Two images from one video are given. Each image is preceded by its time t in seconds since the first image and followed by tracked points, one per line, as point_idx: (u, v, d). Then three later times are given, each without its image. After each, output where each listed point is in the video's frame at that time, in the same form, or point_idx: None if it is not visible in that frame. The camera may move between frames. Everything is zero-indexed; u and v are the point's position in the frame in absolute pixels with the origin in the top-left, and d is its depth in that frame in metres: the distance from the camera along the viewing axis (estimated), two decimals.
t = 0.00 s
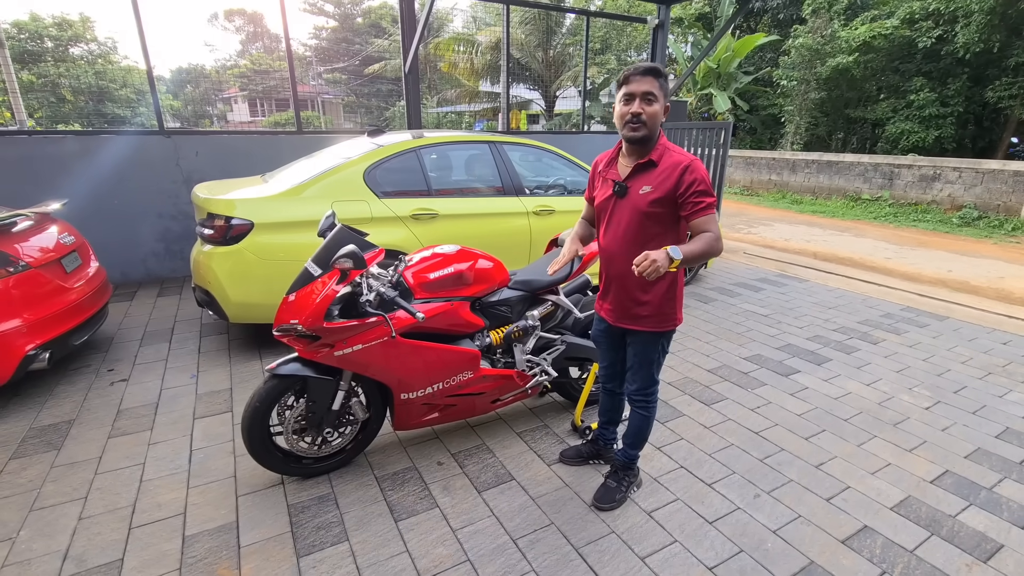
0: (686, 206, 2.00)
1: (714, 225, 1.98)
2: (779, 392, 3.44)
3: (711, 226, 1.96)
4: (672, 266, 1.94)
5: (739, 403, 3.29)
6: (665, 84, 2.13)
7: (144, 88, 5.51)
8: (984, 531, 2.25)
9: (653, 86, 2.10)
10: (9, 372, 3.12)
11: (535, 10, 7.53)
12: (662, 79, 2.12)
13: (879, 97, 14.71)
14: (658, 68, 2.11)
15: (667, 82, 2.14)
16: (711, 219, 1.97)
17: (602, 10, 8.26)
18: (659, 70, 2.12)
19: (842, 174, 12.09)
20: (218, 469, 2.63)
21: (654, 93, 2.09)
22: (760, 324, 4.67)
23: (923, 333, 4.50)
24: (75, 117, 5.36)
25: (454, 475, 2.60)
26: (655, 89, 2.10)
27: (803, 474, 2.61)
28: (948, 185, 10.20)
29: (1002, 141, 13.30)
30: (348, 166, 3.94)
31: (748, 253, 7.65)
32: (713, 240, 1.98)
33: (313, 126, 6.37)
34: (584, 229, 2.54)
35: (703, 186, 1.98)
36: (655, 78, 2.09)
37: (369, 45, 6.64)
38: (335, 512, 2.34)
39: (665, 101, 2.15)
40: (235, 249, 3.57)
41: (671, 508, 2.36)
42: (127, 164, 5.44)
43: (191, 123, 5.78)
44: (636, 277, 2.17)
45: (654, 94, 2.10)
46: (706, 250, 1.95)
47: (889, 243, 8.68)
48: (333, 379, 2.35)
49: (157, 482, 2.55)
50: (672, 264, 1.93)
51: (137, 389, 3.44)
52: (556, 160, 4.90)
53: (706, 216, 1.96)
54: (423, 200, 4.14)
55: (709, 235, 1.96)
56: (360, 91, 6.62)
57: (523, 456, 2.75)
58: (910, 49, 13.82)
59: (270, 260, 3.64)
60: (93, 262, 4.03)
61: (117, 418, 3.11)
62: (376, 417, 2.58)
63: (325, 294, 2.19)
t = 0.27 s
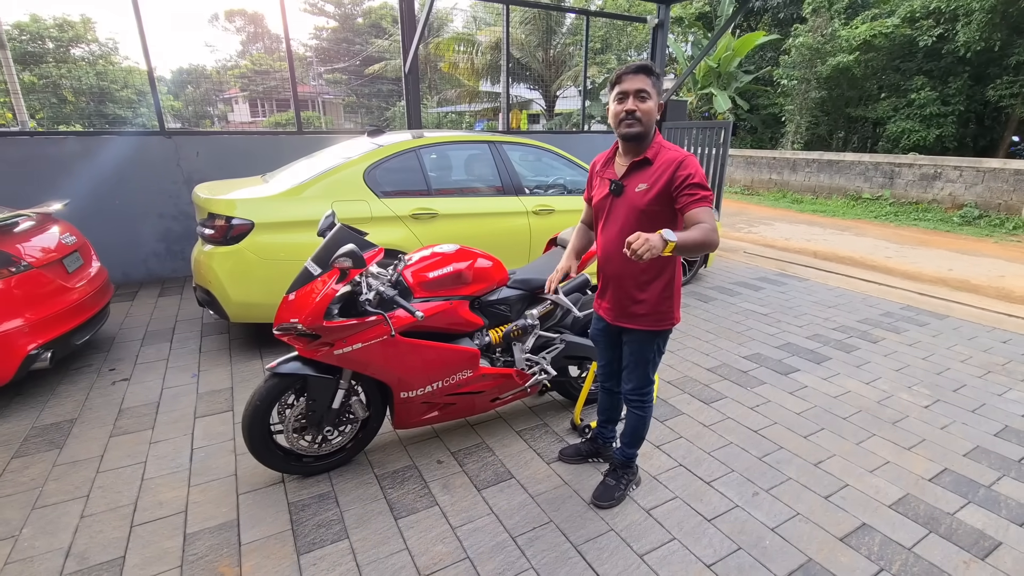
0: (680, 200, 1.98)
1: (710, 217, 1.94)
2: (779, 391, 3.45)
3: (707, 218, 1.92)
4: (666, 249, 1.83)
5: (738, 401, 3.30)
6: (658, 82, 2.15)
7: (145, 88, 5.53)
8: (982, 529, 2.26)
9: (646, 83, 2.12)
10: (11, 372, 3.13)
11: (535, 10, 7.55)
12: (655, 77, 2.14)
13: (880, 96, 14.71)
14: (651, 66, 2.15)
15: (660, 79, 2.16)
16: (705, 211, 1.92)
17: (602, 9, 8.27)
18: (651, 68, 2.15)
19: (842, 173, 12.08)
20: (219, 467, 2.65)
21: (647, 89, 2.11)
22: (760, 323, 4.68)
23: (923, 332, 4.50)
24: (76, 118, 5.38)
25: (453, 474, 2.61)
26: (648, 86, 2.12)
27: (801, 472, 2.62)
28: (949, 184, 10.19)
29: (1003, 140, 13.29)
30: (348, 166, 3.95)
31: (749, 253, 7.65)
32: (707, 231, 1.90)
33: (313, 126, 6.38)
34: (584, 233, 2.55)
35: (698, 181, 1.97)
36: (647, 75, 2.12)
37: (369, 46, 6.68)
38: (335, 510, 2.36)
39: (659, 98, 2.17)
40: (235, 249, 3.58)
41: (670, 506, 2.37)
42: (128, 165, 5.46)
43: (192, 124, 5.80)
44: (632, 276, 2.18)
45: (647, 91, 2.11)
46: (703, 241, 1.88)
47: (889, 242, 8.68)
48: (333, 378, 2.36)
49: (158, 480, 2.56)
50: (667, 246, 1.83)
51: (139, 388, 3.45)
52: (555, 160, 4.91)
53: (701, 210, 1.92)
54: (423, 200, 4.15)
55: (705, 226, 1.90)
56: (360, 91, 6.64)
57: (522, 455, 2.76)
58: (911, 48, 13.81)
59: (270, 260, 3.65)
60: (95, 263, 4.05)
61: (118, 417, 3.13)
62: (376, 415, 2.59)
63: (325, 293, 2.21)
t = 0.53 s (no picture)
0: (673, 201, 1.97)
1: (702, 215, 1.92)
2: (781, 390, 3.44)
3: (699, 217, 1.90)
4: (649, 210, 1.76)
5: (740, 400, 3.29)
6: (648, 79, 2.14)
7: (147, 89, 5.55)
8: (985, 528, 2.26)
9: (636, 83, 2.10)
10: (15, 372, 3.14)
11: (537, 9, 7.54)
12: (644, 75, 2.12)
13: (882, 95, 14.67)
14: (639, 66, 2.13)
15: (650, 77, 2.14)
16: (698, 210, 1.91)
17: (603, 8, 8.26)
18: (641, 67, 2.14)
19: (844, 172, 12.04)
20: (221, 467, 2.66)
21: (638, 89, 2.09)
22: (762, 322, 4.67)
23: (925, 331, 4.50)
24: (78, 119, 5.39)
25: (455, 473, 2.62)
26: (638, 85, 2.10)
27: (803, 471, 2.62)
28: (952, 182, 10.16)
29: (1006, 138, 13.24)
30: (350, 165, 3.96)
31: (750, 252, 7.64)
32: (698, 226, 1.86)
33: (314, 126, 6.39)
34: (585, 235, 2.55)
35: (691, 180, 1.96)
36: (635, 75, 2.10)
37: (370, 46, 6.64)
38: (337, 510, 2.36)
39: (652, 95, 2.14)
40: (237, 249, 3.59)
41: (671, 505, 2.37)
42: (131, 166, 5.48)
43: (194, 125, 5.81)
44: (626, 275, 2.18)
45: (638, 90, 2.09)
46: (696, 238, 1.84)
47: (892, 241, 8.67)
48: (334, 378, 2.37)
49: (161, 480, 2.57)
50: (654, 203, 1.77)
51: (141, 388, 3.47)
52: (556, 160, 4.92)
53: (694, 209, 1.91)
54: (424, 200, 4.15)
55: (697, 221, 1.87)
56: (362, 91, 6.64)
57: (524, 454, 2.76)
58: (913, 46, 13.77)
59: (272, 260, 3.66)
60: (98, 263, 4.06)
61: (121, 417, 3.14)
62: (377, 415, 2.59)
63: (326, 293, 2.21)
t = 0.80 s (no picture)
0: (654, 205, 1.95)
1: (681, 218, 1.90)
2: (781, 389, 3.44)
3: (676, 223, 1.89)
4: (614, 219, 1.77)
5: (740, 400, 3.29)
6: (627, 80, 2.06)
7: (147, 90, 5.55)
8: (985, 527, 2.25)
9: (610, 90, 2.07)
10: (15, 372, 3.14)
11: (537, 9, 7.52)
12: (620, 77, 2.06)
13: (882, 93, 14.65)
14: (615, 68, 2.06)
15: (630, 76, 2.06)
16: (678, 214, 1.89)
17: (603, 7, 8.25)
18: (620, 67, 2.07)
19: (844, 171, 12.03)
20: (222, 467, 2.66)
21: (608, 97, 2.08)
22: (762, 321, 4.67)
23: (926, 330, 4.49)
24: (78, 119, 5.39)
25: (455, 473, 2.61)
26: (610, 93, 2.08)
27: (803, 470, 2.61)
28: (952, 181, 10.15)
29: (1007, 137, 13.23)
30: (350, 165, 3.95)
31: (750, 251, 7.63)
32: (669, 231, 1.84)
33: (314, 126, 6.39)
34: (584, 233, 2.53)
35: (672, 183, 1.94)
36: (607, 83, 2.06)
37: (369, 46, 6.62)
38: (337, 510, 2.36)
39: (633, 97, 2.08)
40: (237, 249, 3.58)
41: (672, 505, 2.37)
42: (131, 166, 5.47)
43: (194, 125, 5.81)
44: (616, 277, 2.19)
45: (608, 99, 2.07)
46: (668, 245, 1.85)
47: (892, 240, 8.66)
48: (334, 378, 2.36)
49: (162, 480, 2.57)
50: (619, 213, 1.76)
51: (142, 388, 3.47)
52: (557, 159, 4.92)
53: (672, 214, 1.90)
54: (424, 200, 4.15)
55: (672, 227, 1.84)
56: (361, 91, 6.64)
57: (524, 454, 2.76)
58: (914, 45, 13.76)
59: (272, 260, 3.65)
60: (98, 263, 4.06)
61: (122, 417, 3.14)
62: (377, 415, 2.59)
63: (326, 292, 2.20)
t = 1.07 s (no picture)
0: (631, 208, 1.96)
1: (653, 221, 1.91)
2: (783, 389, 3.43)
3: (646, 224, 1.89)
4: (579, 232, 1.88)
5: (742, 400, 3.28)
6: (609, 84, 2.06)
7: (146, 89, 5.54)
8: (990, 528, 2.24)
9: (591, 94, 2.08)
10: (14, 373, 3.13)
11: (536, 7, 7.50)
12: (601, 82, 2.06)
13: (883, 92, 14.63)
14: (596, 73, 2.07)
15: (611, 80, 2.06)
16: (648, 216, 1.90)
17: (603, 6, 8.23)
18: (602, 71, 2.07)
19: (845, 170, 11.99)
20: (221, 468, 2.64)
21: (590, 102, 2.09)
22: (763, 320, 4.66)
23: (928, 329, 4.47)
24: (78, 119, 5.39)
25: (456, 474, 2.60)
26: (592, 97, 2.08)
27: (806, 471, 2.60)
28: (953, 180, 10.13)
29: (1008, 136, 13.20)
30: (349, 165, 3.94)
31: (751, 250, 7.61)
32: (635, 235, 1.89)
33: (313, 126, 6.37)
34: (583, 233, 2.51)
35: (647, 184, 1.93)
36: (589, 88, 2.07)
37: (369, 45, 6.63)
38: (338, 511, 2.35)
39: (614, 100, 2.08)
40: (236, 248, 3.57)
41: (674, 506, 2.36)
42: (131, 165, 5.46)
43: (194, 125, 5.80)
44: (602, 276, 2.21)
45: (590, 104, 2.08)
46: (632, 247, 1.87)
47: (893, 239, 8.64)
48: (334, 378, 2.35)
49: (160, 481, 2.55)
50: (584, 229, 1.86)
51: (141, 388, 3.45)
52: (557, 158, 4.90)
53: (644, 215, 1.90)
54: (424, 199, 4.13)
55: (642, 232, 1.88)
56: (361, 90, 6.62)
57: (525, 454, 2.74)
58: (914, 43, 13.74)
59: (271, 259, 3.64)
60: (97, 263, 4.05)
61: (121, 417, 3.12)
62: (377, 415, 2.57)
63: (326, 292, 2.19)
